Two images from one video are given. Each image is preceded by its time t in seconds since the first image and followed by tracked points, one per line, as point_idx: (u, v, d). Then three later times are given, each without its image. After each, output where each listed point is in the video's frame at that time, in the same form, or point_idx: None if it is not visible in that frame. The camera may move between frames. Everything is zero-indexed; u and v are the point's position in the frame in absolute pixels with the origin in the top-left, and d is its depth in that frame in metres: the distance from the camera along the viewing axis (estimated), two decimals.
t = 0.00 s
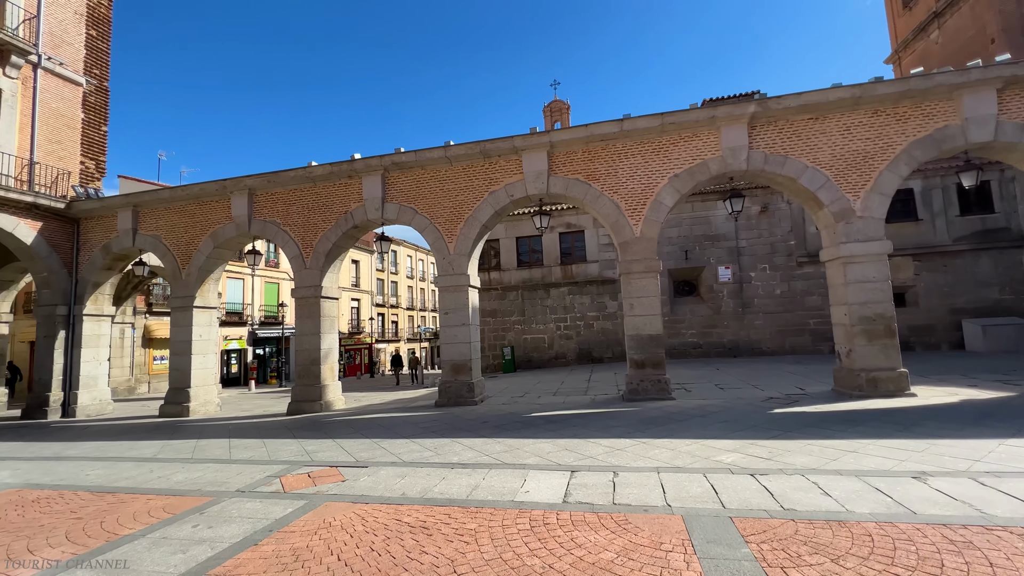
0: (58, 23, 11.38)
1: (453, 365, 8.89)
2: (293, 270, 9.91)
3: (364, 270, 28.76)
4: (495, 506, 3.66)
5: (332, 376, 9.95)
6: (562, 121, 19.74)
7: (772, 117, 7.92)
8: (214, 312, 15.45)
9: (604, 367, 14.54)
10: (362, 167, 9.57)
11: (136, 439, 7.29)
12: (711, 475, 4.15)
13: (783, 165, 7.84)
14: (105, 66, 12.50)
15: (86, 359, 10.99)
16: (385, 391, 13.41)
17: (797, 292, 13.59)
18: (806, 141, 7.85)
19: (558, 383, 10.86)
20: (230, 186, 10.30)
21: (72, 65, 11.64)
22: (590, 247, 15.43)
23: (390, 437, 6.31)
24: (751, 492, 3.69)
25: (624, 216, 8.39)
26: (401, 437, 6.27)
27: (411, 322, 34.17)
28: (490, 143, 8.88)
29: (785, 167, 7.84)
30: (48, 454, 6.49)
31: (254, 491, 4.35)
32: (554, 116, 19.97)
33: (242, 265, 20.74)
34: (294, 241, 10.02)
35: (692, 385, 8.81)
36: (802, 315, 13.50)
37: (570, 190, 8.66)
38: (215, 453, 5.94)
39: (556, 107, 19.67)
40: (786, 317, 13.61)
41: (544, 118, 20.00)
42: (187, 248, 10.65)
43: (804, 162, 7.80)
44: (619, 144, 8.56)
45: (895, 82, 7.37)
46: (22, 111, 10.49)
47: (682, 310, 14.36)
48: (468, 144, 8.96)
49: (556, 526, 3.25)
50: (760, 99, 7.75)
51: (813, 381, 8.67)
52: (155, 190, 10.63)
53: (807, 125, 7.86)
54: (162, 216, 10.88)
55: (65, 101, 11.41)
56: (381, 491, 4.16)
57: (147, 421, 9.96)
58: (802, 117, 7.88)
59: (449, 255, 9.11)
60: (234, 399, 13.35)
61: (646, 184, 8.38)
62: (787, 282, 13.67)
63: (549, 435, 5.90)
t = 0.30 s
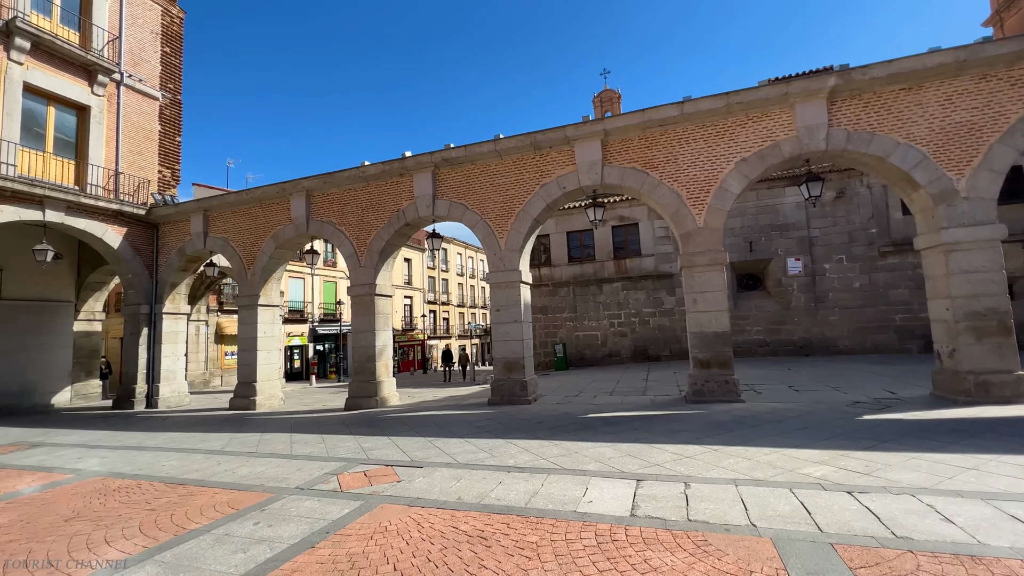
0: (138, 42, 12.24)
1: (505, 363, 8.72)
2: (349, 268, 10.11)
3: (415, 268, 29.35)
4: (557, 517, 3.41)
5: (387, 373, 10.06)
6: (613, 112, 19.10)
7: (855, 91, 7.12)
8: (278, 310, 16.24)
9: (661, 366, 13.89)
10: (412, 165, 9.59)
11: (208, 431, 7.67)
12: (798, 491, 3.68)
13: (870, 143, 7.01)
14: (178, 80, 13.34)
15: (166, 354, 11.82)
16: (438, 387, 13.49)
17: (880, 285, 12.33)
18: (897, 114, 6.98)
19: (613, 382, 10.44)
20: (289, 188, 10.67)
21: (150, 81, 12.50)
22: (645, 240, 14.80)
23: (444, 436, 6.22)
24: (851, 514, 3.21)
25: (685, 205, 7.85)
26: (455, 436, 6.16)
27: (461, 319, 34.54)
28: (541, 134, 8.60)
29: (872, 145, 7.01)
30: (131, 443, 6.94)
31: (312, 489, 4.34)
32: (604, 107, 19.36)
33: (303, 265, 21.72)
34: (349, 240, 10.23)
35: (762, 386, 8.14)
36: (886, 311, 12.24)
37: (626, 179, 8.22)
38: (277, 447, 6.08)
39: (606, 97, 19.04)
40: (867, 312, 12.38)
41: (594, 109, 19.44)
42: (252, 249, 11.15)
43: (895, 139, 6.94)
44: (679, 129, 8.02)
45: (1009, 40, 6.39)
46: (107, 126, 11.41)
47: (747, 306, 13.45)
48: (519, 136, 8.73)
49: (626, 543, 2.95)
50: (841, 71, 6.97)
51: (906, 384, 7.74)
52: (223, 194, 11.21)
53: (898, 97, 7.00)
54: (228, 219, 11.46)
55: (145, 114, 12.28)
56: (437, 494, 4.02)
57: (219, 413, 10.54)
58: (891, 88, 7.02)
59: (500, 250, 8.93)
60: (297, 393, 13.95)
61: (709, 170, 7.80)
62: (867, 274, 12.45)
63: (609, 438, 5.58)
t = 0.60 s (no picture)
0: (204, 57, 12.98)
1: (557, 363, 8.43)
2: (399, 266, 10.17)
3: (464, 266, 29.60)
4: (619, 534, 3.09)
5: (438, 371, 10.03)
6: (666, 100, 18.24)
7: (956, 54, 6.23)
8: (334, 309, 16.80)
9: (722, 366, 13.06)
10: (460, 162, 9.50)
11: (269, 427, 7.93)
12: (906, 516, 3.14)
13: (975, 114, 6.10)
14: (241, 91, 14.05)
15: (233, 351, 12.47)
16: (488, 386, 13.37)
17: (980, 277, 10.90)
18: (1009, 78, 6.04)
19: (671, 383, 9.86)
20: (342, 190, 10.90)
21: (215, 93, 13.22)
22: (703, 233, 13.99)
23: (495, 437, 6.02)
24: (980, 549, 2.67)
25: (752, 192, 7.21)
26: (506, 438, 5.95)
27: (510, 317, 34.51)
28: (592, 123, 8.22)
29: (979, 115, 6.09)
30: (199, 436, 7.27)
31: (362, 490, 4.26)
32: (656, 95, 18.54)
33: (357, 266, 22.43)
34: (399, 239, 10.30)
35: (843, 390, 7.35)
36: (988, 306, 10.79)
37: (684, 167, 7.68)
38: (331, 445, 6.13)
39: (658, 85, 18.21)
40: (964, 308, 10.99)
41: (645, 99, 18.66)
42: (309, 250, 11.51)
43: (1007, 107, 6.00)
44: (743, 110, 7.39)
45: None
46: (179, 137, 12.17)
47: (819, 301, 12.36)
48: (568, 127, 8.40)
49: (701, 571, 2.58)
50: (938, 33, 6.11)
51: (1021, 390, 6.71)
52: (281, 198, 11.64)
53: (1010, 58, 6.05)
54: (286, 222, 11.89)
55: (212, 125, 13.00)
56: (489, 502, 3.80)
57: (280, 408, 10.96)
58: (1001, 49, 6.09)
59: (549, 246, 8.63)
60: (352, 389, 14.33)
61: (779, 152, 7.12)
62: (963, 265, 11.05)
63: (671, 445, 5.16)
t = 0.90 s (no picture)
0: (263, 70, 13.58)
1: (611, 365, 8.03)
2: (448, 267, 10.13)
3: (512, 266, 29.53)
4: (692, 564, 2.73)
5: (487, 372, 9.88)
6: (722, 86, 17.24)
7: None
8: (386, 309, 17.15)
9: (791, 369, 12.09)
10: (507, 159, 9.32)
11: (323, 426, 8.08)
12: None
13: None
14: (297, 101, 14.61)
15: (292, 351, 12.96)
16: (538, 387, 13.11)
17: None
18: None
19: (735, 388, 9.18)
20: (391, 192, 11.02)
21: (273, 104, 13.80)
22: (766, 226, 13.05)
23: (547, 444, 5.75)
24: None
25: (828, 178, 6.51)
26: (559, 445, 5.66)
27: (559, 317, 34.11)
28: (645, 112, 7.78)
29: None
30: (259, 434, 7.50)
31: (412, 497, 4.12)
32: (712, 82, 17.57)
33: (408, 267, 22.90)
34: (447, 239, 10.26)
35: (941, 399, 6.49)
36: None
37: (749, 153, 7.08)
38: (381, 447, 6.09)
39: (714, 71, 17.24)
40: None
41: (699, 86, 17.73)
42: (361, 253, 11.74)
43: None
44: (817, 88, 6.71)
45: None
46: (241, 147, 12.80)
47: (904, 299, 11.15)
48: (619, 118, 7.99)
49: None
50: None
51: None
52: (333, 202, 11.93)
53: None
54: (339, 225, 12.19)
55: (271, 135, 13.60)
56: (543, 517, 3.53)
57: (336, 407, 11.24)
58: None
59: (601, 243, 8.26)
60: (404, 389, 14.54)
61: (861, 133, 6.39)
62: None
63: (742, 458, 4.68)
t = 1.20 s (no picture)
0: (316, 82, 14.08)
1: (668, 369, 7.57)
2: (495, 268, 9.99)
3: (559, 267, 29.17)
4: None
5: (536, 376, 9.64)
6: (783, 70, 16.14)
7: None
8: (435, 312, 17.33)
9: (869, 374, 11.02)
10: (554, 156, 9.06)
11: (374, 427, 8.14)
12: None
13: None
14: (347, 109, 15.04)
15: (345, 353, 13.30)
16: (589, 391, 12.73)
17: None
18: None
19: (807, 394, 8.42)
20: (438, 195, 11.05)
21: (326, 113, 14.28)
22: (837, 218, 12.01)
23: (602, 452, 5.44)
24: None
25: (919, 160, 5.78)
26: (615, 453, 5.33)
27: (608, 318, 33.35)
28: (703, 98, 7.29)
29: None
30: (313, 434, 7.65)
31: (461, 507, 3.94)
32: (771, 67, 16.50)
33: (455, 270, 23.11)
34: (494, 240, 10.13)
35: None
36: None
37: (822, 137, 6.44)
38: (431, 451, 6.00)
39: (774, 55, 16.18)
40: None
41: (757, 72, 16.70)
42: (409, 256, 11.86)
43: None
44: (902, 60, 6.01)
45: None
46: (297, 156, 13.30)
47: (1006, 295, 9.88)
48: (674, 106, 7.54)
49: None
50: None
51: None
52: (382, 206, 12.13)
53: None
54: (389, 229, 12.38)
55: (324, 143, 14.07)
56: (602, 535, 3.24)
57: (387, 408, 11.39)
58: None
59: (656, 239, 7.82)
60: (453, 391, 14.57)
61: (958, 107, 5.64)
62: None
63: (826, 475, 4.18)
